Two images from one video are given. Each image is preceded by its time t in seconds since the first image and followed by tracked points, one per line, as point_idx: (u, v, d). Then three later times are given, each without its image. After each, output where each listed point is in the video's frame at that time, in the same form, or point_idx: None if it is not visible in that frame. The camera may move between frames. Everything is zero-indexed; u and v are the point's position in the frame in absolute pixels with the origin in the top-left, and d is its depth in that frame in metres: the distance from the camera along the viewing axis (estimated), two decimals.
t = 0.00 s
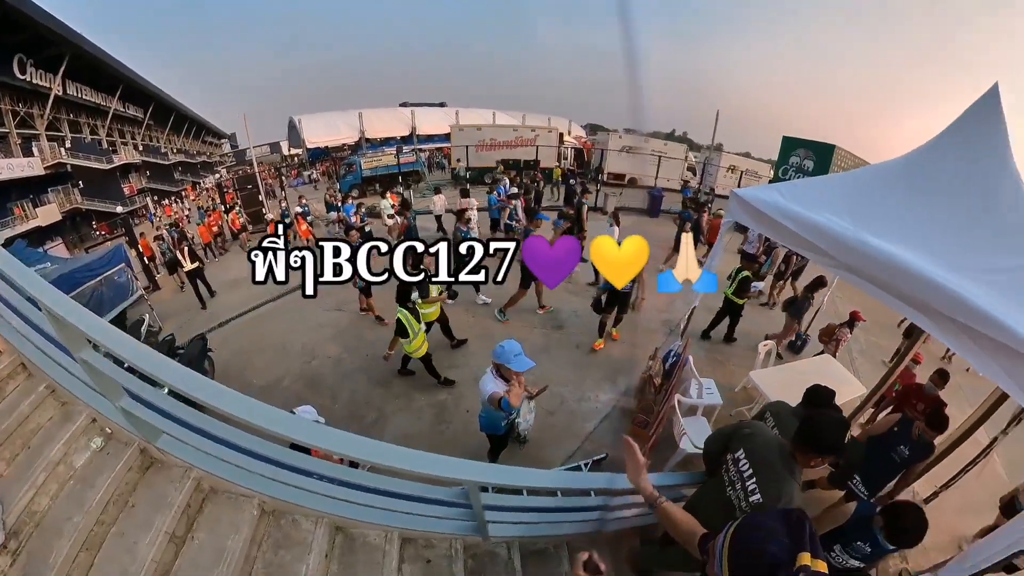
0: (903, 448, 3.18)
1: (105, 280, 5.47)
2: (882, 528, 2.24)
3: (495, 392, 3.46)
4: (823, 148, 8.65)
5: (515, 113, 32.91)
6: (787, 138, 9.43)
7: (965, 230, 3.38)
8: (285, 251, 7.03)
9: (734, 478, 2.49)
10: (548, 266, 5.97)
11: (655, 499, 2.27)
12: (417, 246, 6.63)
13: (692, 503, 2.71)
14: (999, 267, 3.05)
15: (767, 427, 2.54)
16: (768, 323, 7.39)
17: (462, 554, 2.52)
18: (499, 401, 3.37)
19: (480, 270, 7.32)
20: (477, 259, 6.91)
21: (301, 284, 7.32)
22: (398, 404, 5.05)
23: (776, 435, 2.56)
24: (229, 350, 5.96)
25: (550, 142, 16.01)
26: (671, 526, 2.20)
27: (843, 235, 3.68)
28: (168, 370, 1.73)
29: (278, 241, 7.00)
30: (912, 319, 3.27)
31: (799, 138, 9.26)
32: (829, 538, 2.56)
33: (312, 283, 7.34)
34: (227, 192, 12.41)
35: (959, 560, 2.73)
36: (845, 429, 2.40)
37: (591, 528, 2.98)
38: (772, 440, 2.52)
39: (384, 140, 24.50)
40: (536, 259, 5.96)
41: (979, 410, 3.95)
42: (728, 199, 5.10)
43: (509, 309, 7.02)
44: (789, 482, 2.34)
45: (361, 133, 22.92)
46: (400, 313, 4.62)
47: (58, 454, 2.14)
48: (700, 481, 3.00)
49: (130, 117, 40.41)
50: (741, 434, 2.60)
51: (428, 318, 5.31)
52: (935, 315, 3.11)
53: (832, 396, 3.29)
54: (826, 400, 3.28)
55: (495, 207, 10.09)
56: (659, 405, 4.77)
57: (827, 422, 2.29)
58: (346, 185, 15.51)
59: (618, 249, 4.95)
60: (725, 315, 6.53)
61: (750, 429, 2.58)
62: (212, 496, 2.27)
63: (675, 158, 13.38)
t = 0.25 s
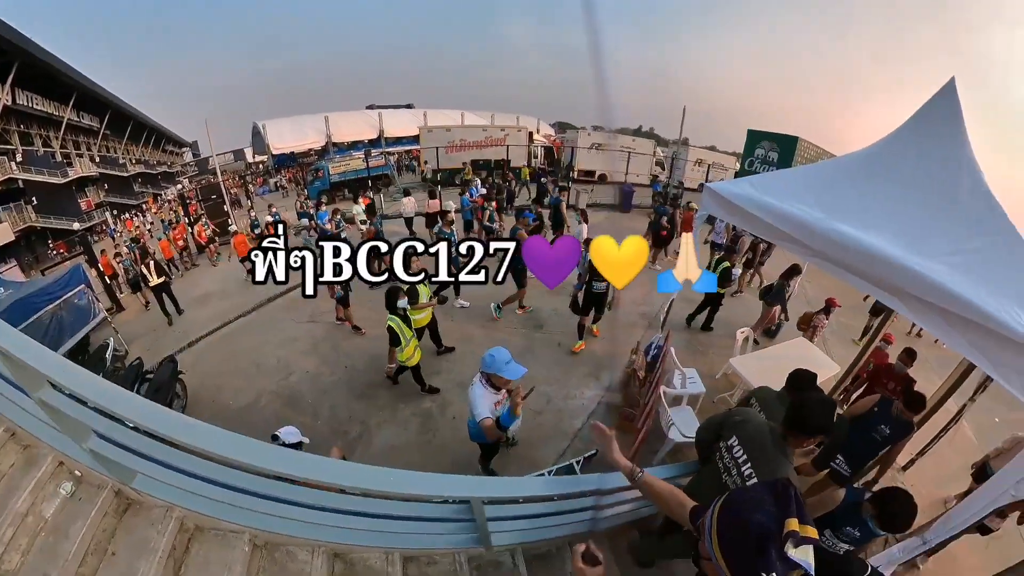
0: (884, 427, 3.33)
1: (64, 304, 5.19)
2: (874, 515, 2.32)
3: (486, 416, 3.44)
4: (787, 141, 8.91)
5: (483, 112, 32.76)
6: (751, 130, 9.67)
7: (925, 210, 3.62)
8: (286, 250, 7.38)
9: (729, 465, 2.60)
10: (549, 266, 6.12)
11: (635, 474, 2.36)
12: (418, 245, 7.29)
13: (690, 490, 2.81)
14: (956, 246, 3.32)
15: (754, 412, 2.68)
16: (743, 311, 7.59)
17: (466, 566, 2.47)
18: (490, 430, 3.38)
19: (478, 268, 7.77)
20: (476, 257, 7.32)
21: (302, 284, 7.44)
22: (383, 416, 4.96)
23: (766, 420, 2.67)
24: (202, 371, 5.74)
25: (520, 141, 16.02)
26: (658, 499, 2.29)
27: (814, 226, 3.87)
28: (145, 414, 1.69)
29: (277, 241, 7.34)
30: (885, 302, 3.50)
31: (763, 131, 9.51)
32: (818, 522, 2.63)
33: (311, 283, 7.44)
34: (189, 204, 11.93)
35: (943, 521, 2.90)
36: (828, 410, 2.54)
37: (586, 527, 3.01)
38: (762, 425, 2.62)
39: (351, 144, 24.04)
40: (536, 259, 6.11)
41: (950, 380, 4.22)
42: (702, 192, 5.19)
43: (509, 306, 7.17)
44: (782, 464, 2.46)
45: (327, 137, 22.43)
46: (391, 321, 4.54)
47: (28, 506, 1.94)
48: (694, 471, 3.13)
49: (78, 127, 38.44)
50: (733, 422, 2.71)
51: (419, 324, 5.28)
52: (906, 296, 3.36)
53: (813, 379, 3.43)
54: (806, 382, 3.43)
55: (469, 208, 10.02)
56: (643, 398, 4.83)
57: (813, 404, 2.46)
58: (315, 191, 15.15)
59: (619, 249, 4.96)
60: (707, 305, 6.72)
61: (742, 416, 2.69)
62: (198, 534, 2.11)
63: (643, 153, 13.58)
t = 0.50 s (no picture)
0: (860, 407, 3.49)
1: (16, 336, 4.87)
2: (864, 509, 2.38)
3: (474, 442, 3.53)
4: (747, 134, 9.21)
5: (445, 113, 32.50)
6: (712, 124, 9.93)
7: (885, 197, 3.80)
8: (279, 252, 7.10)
9: (719, 451, 2.69)
10: (548, 267, 5.35)
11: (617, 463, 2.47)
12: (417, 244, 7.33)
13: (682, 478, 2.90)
14: (917, 230, 3.50)
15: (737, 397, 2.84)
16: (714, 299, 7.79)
17: None
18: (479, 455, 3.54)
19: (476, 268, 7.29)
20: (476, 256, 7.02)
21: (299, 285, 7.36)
22: (366, 430, 4.87)
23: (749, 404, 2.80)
24: (169, 398, 5.49)
25: (486, 142, 15.98)
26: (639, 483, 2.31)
27: (784, 216, 3.97)
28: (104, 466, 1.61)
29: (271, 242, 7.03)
30: (855, 286, 3.63)
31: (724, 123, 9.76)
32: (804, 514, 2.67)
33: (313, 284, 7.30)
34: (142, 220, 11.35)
35: (923, 482, 3.31)
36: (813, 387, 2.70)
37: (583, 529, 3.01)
38: (747, 410, 2.75)
39: (313, 150, 23.44)
40: (536, 260, 5.38)
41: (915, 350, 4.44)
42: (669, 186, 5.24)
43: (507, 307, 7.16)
44: (768, 442, 2.61)
45: (287, 144, 21.81)
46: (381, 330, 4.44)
47: None
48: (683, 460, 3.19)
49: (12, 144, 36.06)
50: (719, 410, 2.82)
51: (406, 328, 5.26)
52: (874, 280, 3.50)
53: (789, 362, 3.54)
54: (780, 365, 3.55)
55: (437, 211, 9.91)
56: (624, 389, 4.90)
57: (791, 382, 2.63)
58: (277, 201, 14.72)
59: (619, 249, 4.82)
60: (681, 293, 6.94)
61: (727, 403, 2.81)
62: None
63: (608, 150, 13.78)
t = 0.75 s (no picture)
0: (837, 391, 3.63)
1: None
2: (865, 506, 2.53)
3: (464, 452, 3.52)
4: (712, 128, 9.40)
5: (412, 113, 32.13)
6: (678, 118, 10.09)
7: (851, 182, 3.93)
8: (282, 253, 6.83)
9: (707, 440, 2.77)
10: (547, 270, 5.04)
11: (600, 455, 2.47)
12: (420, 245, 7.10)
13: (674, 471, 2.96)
14: (882, 213, 3.63)
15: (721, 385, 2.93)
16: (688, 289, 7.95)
17: None
18: (473, 464, 3.52)
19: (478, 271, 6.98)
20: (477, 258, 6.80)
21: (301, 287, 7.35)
22: (350, 443, 4.81)
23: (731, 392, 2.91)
24: (140, 425, 5.29)
25: (455, 142, 15.86)
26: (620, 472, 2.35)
27: (756, 206, 4.07)
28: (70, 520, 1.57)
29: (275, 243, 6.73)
30: (827, 271, 3.76)
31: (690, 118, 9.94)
32: (799, 508, 2.78)
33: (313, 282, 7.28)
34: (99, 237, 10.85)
35: (900, 454, 3.46)
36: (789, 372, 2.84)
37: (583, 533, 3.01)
38: (730, 397, 2.86)
39: (277, 155, 22.83)
40: (535, 261, 5.01)
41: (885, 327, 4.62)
42: (642, 182, 5.33)
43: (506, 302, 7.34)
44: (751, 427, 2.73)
45: (250, 151, 21.17)
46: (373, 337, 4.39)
47: None
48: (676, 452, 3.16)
49: None
50: (702, 399, 2.90)
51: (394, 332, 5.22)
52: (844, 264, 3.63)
53: (768, 347, 3.66)
54: (757, 350, 3.66)
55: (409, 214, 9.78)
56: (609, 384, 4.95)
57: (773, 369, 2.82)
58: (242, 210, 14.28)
59: (619, 249, 4.77)
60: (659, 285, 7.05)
61: (710, 393, 2.90)
62: None
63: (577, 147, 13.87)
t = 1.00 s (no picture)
0: (815, 381, 3.75)
1: None
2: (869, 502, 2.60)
3: (456, 454, 3.48)
4: (684, 122, 9.56)
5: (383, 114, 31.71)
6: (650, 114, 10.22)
7: (820, 172, 4.05)
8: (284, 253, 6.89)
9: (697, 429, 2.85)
10: (546, 268, 5.21)
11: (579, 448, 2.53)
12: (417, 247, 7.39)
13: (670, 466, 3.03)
14: (852, 200, 3.75)
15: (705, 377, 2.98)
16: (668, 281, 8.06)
17: None
18: (466, 466, 3.40)
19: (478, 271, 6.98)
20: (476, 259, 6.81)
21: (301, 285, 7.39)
22: (336, 454, 4.77)
23: (714, 379, 2.98)
24: (116, 451, 5.16)
25: (428, 143, 15.74)
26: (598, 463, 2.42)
27: (732, 198, 4.14)
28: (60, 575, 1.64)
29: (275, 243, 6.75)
30: (803, 258, 3.85)
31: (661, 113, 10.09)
32: (798, 499, 2.89)
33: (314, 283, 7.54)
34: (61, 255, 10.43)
35: (881, 431, 3.55)
36: (765, 354, 2.92)
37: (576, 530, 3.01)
38: (714, 384, 2.93)
39: (247, 161, 22.31)
40: (535, 261, 5.22)
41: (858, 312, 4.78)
42: (617, 178, 5.37)
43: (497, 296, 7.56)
44: (739, 410, 2.82)
45: (216, 157, 20.63)
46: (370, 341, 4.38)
47: None
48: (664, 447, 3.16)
49: None
50: (685, 390, 2.98)
51: (385, 337, 5.30)
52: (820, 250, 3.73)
53: (747, 333, 3.73)
54: (738, 337, 3.73)
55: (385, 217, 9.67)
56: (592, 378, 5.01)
57: (751, 354, 2.91)
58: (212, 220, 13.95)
59: (618, 249, 4.85)
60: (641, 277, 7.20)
61: (692, 383, 2.98)
62: None
63: (551, 145, 13.93)
